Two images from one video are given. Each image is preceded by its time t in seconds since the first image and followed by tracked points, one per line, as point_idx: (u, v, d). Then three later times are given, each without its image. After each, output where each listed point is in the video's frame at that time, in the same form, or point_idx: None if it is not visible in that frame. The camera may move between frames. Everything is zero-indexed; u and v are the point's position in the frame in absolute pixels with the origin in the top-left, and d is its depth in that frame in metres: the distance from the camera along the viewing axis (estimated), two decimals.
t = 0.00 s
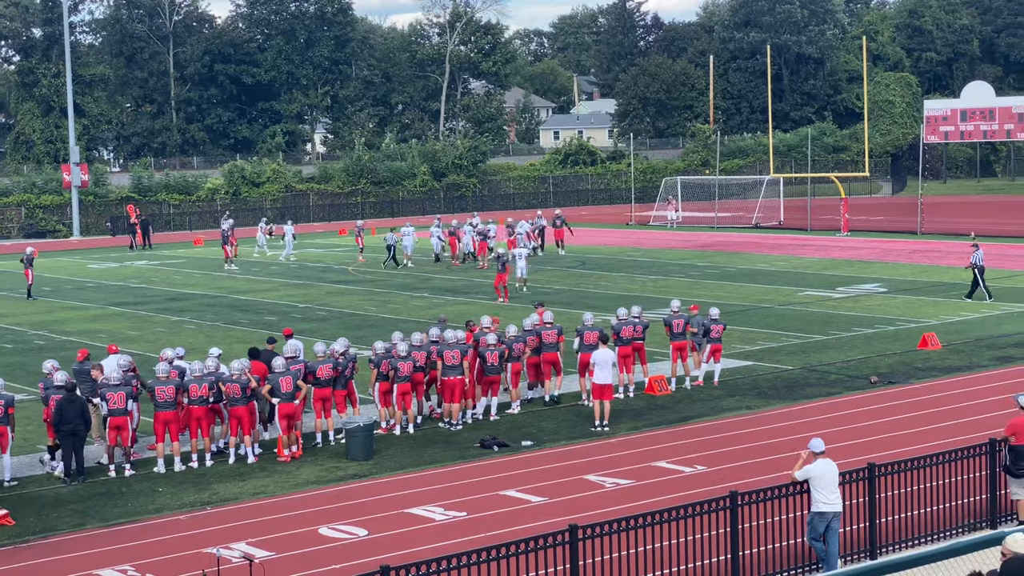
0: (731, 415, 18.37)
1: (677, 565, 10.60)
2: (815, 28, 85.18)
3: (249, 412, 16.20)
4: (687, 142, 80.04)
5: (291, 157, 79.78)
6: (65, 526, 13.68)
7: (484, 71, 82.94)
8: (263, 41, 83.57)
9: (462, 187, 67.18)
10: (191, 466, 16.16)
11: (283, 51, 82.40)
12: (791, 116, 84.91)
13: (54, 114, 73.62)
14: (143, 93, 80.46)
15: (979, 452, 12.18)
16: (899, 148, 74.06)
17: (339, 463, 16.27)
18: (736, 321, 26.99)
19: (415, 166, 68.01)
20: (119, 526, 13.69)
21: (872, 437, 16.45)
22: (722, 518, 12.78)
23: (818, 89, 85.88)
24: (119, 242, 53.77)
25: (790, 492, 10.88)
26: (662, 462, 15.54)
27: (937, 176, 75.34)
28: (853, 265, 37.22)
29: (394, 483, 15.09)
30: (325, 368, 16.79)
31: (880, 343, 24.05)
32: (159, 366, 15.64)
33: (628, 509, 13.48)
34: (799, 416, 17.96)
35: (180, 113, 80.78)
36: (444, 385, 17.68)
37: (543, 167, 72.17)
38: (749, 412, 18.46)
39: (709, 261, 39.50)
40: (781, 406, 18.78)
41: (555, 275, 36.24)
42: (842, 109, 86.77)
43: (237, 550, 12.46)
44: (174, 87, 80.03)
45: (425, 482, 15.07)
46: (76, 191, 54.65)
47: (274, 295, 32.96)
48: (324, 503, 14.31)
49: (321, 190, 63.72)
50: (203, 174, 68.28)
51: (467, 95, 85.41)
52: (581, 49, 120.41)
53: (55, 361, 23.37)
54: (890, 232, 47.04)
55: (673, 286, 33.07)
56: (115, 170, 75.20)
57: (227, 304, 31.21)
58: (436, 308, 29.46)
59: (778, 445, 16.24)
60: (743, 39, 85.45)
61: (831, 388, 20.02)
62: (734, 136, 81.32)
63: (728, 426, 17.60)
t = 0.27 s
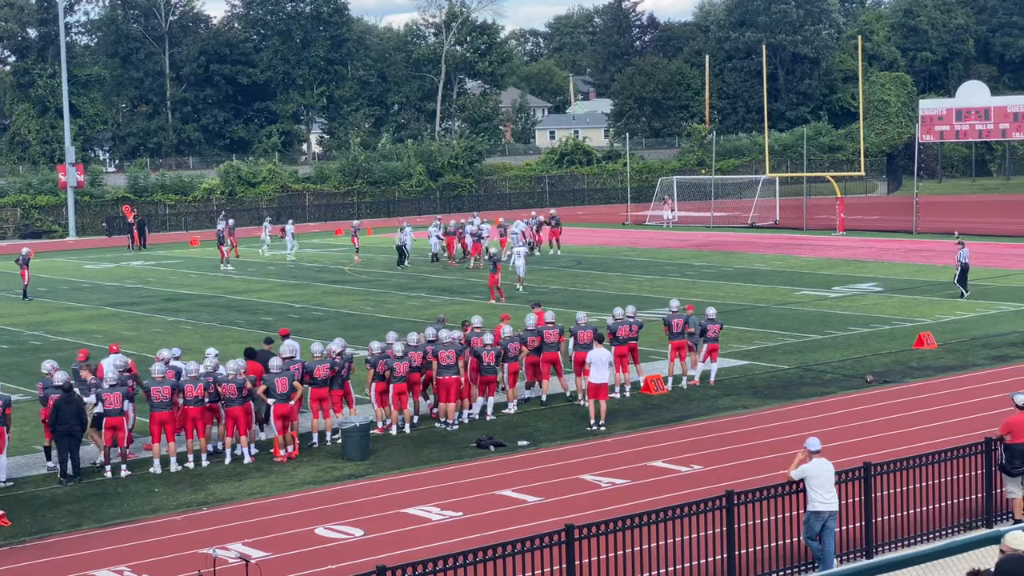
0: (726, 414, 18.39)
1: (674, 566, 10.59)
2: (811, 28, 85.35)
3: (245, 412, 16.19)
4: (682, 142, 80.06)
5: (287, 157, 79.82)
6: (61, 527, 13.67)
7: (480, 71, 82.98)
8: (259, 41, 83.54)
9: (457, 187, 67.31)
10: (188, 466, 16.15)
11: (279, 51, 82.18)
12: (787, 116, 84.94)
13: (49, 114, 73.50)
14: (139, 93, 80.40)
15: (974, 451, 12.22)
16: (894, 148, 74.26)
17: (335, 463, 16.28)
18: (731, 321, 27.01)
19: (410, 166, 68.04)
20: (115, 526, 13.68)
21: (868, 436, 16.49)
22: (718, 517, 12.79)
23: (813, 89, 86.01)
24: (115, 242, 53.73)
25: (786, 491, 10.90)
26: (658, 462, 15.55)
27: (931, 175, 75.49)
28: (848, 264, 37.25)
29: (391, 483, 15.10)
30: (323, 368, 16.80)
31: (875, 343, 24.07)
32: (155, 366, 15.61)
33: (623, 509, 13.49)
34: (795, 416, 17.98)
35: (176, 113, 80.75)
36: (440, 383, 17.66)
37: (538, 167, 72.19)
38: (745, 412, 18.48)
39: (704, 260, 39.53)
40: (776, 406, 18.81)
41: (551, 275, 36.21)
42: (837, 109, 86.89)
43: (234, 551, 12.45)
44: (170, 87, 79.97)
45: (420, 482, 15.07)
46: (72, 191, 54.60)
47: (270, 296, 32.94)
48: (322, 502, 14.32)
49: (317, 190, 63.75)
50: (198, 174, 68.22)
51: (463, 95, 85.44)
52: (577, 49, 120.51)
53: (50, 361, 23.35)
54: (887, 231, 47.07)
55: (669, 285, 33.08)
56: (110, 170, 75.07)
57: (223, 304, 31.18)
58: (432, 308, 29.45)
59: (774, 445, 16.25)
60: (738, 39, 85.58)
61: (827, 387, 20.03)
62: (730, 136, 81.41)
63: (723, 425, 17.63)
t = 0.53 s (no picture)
0: (724, 413, 18.39)
1: (672, 565, 10.60)
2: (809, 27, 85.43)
3: (242, 412, 16.19)
4: (680, 141, 80.01)
5: (285, 157, 79.81)
6: (59, 527, 13.66)
7: (477, 71, 83.04)
8: (257, 41, 83.47)
9: (455, 187, 67.29)
10: (188, 467, 16.16)
11: (276, 51, 82.09)
12: (784, 115, 85.01)
13: (46, 114, 73.45)
14: (136, 94, 80.37)
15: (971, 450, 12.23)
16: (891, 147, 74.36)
17: (332, 462, 16.28)
18: (729, 320, 27.01)
19: (408, 166, 67.98)
20: (113, 527, 13.66)
21: (865, 435, 16.49)
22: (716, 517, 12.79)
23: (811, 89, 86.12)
24: (112, 242, 53.72)
25: (784, 491, 10.91)
26: (655, 462, 15.56)
27: (928, 174, 75.53)
28: (846, 263, 37.27)
29: (388, 483, 15.10)
30: (321, 368, 16.78)
31: (873, 342, 24.09)
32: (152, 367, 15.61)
33: (621, 508, 13.48)
34: (793, 415, 17.98)
35: (173, 113, 80.66)
36: (438, 383, 17.67)
37: (536, 166, 72.16)
38: (742, 411, 18.49)
39: (702, 260, 39.54)
40: (774, 405, 18.81)
41: (549, 275, 36.19)
42: (835, 108, 86.94)
43: (231, 551, 12.44)
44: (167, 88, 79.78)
45: (418, 482, 15.06)
46: (69, 191, 54.57)
47: (268, 296, 32.93)
48: (320, 502, 14.32)
49: (314, 190, 63.73)
50: (195, 175, 68.17)
51: (461, 95, 85.41)
52: (574, 48, 120.52)
53: (47, 361, 23.33)
54: (884, 231, 47.09)
55: (667, 285, 33.08)
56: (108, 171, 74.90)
57: (220, 305, 31.16)
58: (429, 308, 29.43)
59: (771, 444, 16.26)
60: (735, 39, 85.64)
61: (824, 386, 20.04)
62: (728, 136, 81.41)
63: (721, 425, 17.63)
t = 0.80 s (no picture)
0: (724, 413, 18.40)
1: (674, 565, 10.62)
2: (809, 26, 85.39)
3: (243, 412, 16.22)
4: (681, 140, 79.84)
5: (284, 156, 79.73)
6: (60, 526, 13.68)
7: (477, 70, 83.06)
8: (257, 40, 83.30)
9: (455, 186, 67.22)
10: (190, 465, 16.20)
11: (275, 50, 81.98)
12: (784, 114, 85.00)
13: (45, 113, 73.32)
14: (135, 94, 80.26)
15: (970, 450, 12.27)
16: (890, 146, 74.36)
17: (332, 462, 16.29)
18: (729, 320, 27.00)
19: (408, 165, 67.88)
20: (113, 526, 13.67)
21: (865, 434, 16.51)
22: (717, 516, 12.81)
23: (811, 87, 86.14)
24: (112, 241, 53.69)
25: (785, 490, 10.95)
26: (656, 461, 15.57)
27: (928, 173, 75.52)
28: (845, 263, 37.27)
29: (387, 482, 15.12)
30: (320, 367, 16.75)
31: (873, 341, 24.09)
32: (152, 366, 15.65)
33: (622, 507, 13.51)
34: (793, 414, 17.99)
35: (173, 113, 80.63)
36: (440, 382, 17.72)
37: (535, 165, 72.05)
38: (742, 410, 18.49)
39: (701, 259, 39.52)
40: (774, 404, 18.81)
41: (549, 274, 36.15)
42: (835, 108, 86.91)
43: (233, 550, 12.46)
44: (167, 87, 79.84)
45: (419, 481, 15.07)
46: (68, 191, 54.48)
47: (268, 295, 32.91)
48: (321, 502, 14.34)
49: (314, 190, 63.69)
50: (194, 174, 68.07)
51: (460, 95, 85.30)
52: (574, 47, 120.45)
53: (47, 361, 23.30)
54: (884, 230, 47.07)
55: (666, 284, 33.05)
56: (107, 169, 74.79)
57: (220, 304, 31.13)
58: (429, 307, 29.39)
59: (772, 443, 16.27)
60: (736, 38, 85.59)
61: (824, 386, 20.04)
62: (728, 135, 81.34)
63: (721, 424, 17.64)
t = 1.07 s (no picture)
0: (742, 422, 18.32)
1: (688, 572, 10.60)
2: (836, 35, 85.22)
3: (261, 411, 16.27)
4: (704, 147, 79.69)
5: (308, 156, 80.08)
6: (78, 522, 13.75)
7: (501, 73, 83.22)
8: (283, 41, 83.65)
9: (477, 189, 67.30)
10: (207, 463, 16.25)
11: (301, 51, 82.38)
12: (809, 123, 84.88)
13: (71, 111, 73.91)
14: (161, 92, 80.49)
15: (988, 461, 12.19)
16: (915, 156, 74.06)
17: (348, 463, 16.31)
18: (750, 328, 26.90)
19: (431, 168, 68.02)
20: (130, 523, 13.74)
21: (884, 446, 16.42)
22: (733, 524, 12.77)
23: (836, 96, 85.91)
24: (136, 239, 54.10)
25: (802, 500, 10.92)
26: (674, 468, 15.53)
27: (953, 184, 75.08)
28: (868, 273, 37.06)
29: (402, 484, 15.12)
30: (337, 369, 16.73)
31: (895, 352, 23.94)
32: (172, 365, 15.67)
33: (638, 513, 13.48)
34: (812, 424, 17.90)
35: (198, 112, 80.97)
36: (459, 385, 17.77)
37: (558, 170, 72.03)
38: (761, 419, 18.41)
39: (724, 266, 39.39)
40: (793, 414, 18.72)
41: (570, 279, 36.10)
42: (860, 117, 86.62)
43: (248, 548, 12.50)
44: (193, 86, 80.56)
45: (435, 483, 15.08)
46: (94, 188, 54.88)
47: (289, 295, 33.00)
48: (337, 502, 14.36)
49: (336, 191, 63.93)
50: (219, 173, 68.45)
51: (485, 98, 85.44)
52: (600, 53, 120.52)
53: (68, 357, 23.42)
54: (908, 241, 46.79)
55: (687, 291, 32.94)
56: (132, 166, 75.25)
57: (242, 303, 31.23)
58: (449, 310, 29.39)
59: (790, 453, 16.20)
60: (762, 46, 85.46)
61: (844, 396, 19.92)
62: (751, 143, 81.19)
63: (739, 432, 17.57)
